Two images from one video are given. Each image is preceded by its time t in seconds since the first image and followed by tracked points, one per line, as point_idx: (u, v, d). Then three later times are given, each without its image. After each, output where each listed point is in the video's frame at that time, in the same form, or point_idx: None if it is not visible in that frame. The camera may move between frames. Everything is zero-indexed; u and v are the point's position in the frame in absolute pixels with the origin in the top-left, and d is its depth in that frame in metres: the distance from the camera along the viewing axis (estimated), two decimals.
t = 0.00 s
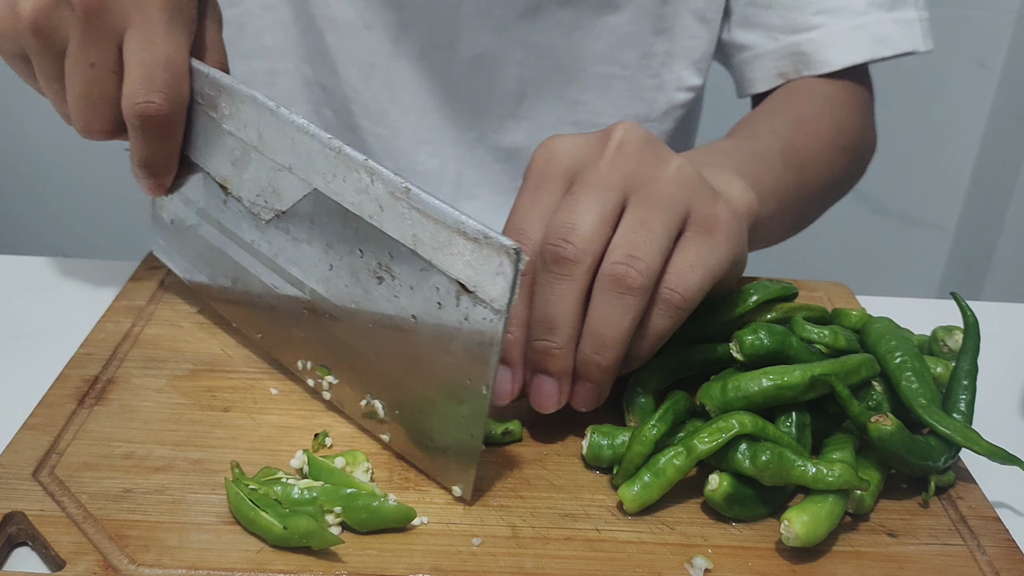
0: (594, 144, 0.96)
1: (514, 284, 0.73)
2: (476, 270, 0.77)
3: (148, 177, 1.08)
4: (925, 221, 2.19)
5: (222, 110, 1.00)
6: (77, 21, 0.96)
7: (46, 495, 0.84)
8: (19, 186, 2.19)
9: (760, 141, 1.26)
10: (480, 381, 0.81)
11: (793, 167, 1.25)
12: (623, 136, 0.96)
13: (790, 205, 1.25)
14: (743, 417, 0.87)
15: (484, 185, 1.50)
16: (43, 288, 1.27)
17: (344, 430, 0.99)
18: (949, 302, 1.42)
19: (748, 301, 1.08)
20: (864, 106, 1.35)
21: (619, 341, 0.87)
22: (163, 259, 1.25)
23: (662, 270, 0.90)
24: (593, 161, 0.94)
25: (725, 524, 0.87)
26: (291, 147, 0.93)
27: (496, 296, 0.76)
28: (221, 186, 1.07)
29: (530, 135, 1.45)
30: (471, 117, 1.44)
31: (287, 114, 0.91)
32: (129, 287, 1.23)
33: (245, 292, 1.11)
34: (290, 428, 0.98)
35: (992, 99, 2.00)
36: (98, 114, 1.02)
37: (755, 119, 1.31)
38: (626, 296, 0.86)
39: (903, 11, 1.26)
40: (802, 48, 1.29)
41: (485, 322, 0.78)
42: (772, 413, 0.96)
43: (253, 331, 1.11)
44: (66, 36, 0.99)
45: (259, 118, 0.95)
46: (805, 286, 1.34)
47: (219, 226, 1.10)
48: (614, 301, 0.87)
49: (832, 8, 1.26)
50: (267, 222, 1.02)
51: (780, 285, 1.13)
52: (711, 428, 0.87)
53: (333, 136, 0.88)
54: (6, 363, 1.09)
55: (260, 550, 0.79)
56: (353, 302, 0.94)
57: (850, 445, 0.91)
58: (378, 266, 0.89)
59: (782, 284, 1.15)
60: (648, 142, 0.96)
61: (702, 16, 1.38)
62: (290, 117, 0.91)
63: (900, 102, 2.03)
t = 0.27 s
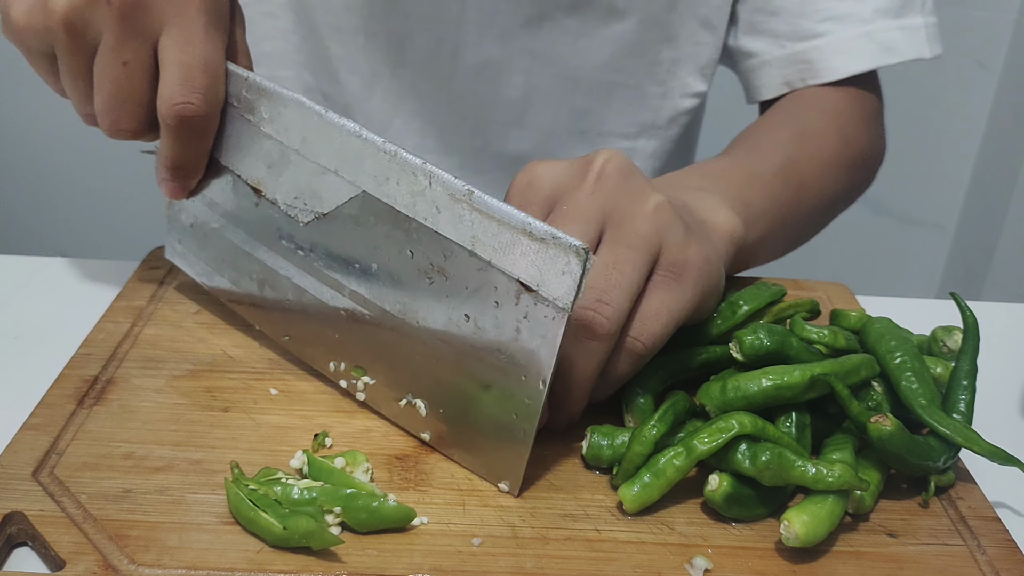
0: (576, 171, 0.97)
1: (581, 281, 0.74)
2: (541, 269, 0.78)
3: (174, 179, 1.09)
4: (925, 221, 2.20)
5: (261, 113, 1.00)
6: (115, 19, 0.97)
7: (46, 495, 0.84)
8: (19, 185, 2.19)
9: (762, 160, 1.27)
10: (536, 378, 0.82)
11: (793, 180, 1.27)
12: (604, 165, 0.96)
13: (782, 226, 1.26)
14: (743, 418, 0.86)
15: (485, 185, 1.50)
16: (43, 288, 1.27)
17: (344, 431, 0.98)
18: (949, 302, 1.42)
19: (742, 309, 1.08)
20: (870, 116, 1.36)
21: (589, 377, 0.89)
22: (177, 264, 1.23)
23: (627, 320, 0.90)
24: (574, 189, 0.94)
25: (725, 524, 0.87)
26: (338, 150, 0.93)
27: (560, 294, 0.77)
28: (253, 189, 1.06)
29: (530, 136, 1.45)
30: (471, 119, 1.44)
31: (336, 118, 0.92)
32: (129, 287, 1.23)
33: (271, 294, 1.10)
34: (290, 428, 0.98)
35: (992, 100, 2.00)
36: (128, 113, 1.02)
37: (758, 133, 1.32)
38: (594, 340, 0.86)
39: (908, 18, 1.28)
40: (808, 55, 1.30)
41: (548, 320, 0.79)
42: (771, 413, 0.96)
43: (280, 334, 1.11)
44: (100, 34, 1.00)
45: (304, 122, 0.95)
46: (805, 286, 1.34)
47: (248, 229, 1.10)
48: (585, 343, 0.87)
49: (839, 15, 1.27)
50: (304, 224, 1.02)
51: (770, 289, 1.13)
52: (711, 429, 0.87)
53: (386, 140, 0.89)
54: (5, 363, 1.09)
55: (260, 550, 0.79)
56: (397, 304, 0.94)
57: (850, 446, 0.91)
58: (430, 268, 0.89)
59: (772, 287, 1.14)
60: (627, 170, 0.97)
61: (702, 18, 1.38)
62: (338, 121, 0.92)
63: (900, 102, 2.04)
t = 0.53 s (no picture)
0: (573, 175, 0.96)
1: (613, 240, 0.76)
2: (573, 229, 0.80)
3: (184, 142, 1.07)
4: (925, 221, 2.20)
5: (280, 78, 1.00)
6: None
7: (46, 495, 0.84)
8: (19, 184, 2.19)
9: (759, 167, 1.28)
10: (560, 338, 0.84)
11: (789, 187, 1.28)
12: (600, 167, 0.95)
13: (779, 231, 1.27)
14: (743, 418, 0.86)
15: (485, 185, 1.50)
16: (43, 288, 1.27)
17: (344, 430, 0.98)
18: (948, 302, 1.42)
19: (737, 310, 1.08)
20: (871, 125, 1.36)
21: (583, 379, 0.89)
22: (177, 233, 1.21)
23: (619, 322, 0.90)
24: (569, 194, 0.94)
25: (725, 524, 0.87)
26: (363, 113, 0.94)
27: (591, 252, 0.79)
28: (267, 153, 1.06)
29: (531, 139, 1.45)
30: (471, 119, 1.44)
31: (361, 81, 0.93)
32: (129, 287, 1.23)
33: (281, 260, 1.11)
34: (290, 428, 0.98)
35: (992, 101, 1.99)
36: (141, 73, 1.00)
37: (755, 140, 1.34)
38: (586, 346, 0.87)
39: (914, 26, 1.28)
40: (812, 65, 1.31)
41: (576, 280, 0.81)
42: (771, 413, 0.96)
43: (292, 300, 1.11)
44: None
45: (327, 85, 0.96)
46: (805, 287, 1.34)
47: (261, 196, 1.10)
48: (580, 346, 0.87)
49: (845, 25, 1.28)
50: (322, 188, 1.02)
51: (765, 290, 1.13)
52: (711, 429, 0.87)
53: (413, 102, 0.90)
54: (5, 363, 1.09)
55: (259, 550, 0.79)
56: (418, 265, 0.95)
57: (850, 445, 0.91)
58: (455, 229, 0.90)
59: (767, 288, 1.13)
60: (624, 173, 0.96)
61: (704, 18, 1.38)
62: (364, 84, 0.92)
63: (899, 103, 2.04)
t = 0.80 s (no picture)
0: (572, 179, 0.96)
1: (605, 274, 0.76)
2: (565, 260, 0.80)
3: (183, 155, 1.08)
4: (925, 221, 2.19)
5: (280, 93, 1.00)
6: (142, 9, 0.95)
7: (46, 495, 0.84)
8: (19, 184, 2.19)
9: (759, 171, 1.29)
10: (552, 366, 0.84)
11: (789, 191, 1.29)
12: (599, 172, 0.95)
13: (779, 233, 1.27)
14: (743, 418, 0.86)
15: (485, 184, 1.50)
16: (43, 288, 1.27)
17: (344, 431, 0.99)
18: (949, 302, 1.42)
19: (736, 312, 1.08)
20: (871, 128, 1.38)
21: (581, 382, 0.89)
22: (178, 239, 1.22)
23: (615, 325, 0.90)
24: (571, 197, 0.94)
25: (725, 524, 0.87)
26: (361, 134, 0.94)
27: (583, 283, 0.79)
28: (266, 167, 1.06)
29: (531, 138, 1.45)
30: (471, 119, 1.44)
31: (359, 102, 0.92)
32: (129, 287, 1.23)
33: (278, 277, 1.11)
34: (290, 428, 0.98)
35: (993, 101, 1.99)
36: (147, 99, 1.02)
37: (759, 142, 1.36)
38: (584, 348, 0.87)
39: (923, 34, 1.30)
40: (816, 73, 1.34)
41: (569, 309, 0.81)
42: (772, 413, 0.96)
43: (289, 313, 1.12)
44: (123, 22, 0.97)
45: (326, 103, 0.96)
46: (805, 287, 1.34)
47: (259, 211, 1.10)
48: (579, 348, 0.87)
49: (850, 34, 1.31)
50: (320, 206, 1.03)
51: (764, 290, 1.12)
52: (711, 429, 0.87)
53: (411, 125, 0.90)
54: (5, 363, 1.09)
55: (260, 551, 0.79)
56: (414, 287, 0.95)
57: (850, 445, 0.91)
58: (450, 253, 0.90)
59: (766, 288, 1.13)
60: (622, 176, 0.96)
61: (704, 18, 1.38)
62: (362, 105, 0.92)
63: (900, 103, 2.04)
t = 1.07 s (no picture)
0: (583, 173, 0.96)
1: (654, 260, 0.73)
2: (610, 255, 0.77)
3: (225, 238, 1.08)
4: (924, 221, 2.20)
5: (311, 151, 0.99)
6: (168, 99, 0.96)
7: (46, 495, 0.84)
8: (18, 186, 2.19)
9: (761, 171, 1.29)
10: (616, 375, 0.80)
11: (788, 191, 1.29)
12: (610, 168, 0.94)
13: (779, 233, 1.27)
14: (743, 417, 0.86)
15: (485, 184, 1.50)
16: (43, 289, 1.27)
17: (344, 431, 0.99)
18: (948, 302, 1.42)
19: (736, 311, 1.08)
20: (870, 129, 1.38)
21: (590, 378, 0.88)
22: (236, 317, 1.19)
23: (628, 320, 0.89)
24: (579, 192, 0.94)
25: (725, 523, 0.87)
26: (391, 172, 0.92)
27: (632, 276, 0.75)
28: (309, 230, 1.05)
29: (530, 139, 1.45)
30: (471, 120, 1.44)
31: (385, 139, 0.91)
32: (129, 288, 1.23)
33: (337, 336, 1.06)
34: (290, 428, 0.98)
35: (992, 100, 2.00)
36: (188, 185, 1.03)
37: (759, 142, 1.36)
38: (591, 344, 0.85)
39: (925, 38, 1.29)
40: (816, 76, 1.35)
41: (623, 308, 0.78)
42: (772, 412, 0.96)
43: (347, 377, 1.06)
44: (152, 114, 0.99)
45: (354, 148, 0.94)
46: (805, 286, 1.34)
47: (307, 268, 1.07)
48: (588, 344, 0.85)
49: (853, 37, 1.30)
50: (364, 257, 0.99)
51: (764, 289, 1.13)
52: (711, 428, 0.87)
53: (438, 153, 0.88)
54: (5, 364, 1.09)
55: (259, 550, 0.79)
56: (466, 319, 0.91)
57: (850, 444, 0.91)
58: (495, 275, 0.87)
59: (766, 287, 1.13)
60: (632, 174, 0.96)
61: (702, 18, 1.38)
62: (389, 142, 0.91)
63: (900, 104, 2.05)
